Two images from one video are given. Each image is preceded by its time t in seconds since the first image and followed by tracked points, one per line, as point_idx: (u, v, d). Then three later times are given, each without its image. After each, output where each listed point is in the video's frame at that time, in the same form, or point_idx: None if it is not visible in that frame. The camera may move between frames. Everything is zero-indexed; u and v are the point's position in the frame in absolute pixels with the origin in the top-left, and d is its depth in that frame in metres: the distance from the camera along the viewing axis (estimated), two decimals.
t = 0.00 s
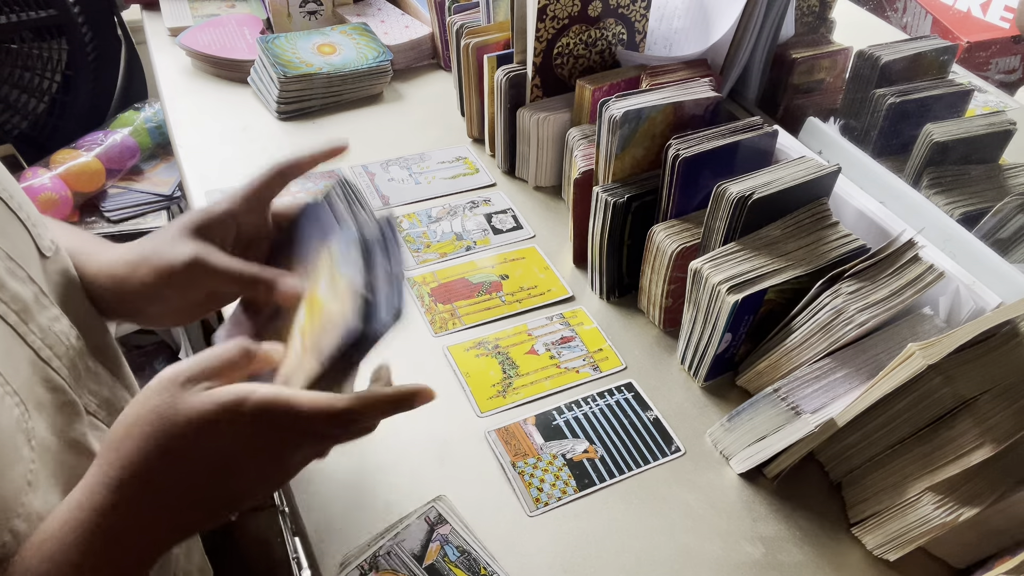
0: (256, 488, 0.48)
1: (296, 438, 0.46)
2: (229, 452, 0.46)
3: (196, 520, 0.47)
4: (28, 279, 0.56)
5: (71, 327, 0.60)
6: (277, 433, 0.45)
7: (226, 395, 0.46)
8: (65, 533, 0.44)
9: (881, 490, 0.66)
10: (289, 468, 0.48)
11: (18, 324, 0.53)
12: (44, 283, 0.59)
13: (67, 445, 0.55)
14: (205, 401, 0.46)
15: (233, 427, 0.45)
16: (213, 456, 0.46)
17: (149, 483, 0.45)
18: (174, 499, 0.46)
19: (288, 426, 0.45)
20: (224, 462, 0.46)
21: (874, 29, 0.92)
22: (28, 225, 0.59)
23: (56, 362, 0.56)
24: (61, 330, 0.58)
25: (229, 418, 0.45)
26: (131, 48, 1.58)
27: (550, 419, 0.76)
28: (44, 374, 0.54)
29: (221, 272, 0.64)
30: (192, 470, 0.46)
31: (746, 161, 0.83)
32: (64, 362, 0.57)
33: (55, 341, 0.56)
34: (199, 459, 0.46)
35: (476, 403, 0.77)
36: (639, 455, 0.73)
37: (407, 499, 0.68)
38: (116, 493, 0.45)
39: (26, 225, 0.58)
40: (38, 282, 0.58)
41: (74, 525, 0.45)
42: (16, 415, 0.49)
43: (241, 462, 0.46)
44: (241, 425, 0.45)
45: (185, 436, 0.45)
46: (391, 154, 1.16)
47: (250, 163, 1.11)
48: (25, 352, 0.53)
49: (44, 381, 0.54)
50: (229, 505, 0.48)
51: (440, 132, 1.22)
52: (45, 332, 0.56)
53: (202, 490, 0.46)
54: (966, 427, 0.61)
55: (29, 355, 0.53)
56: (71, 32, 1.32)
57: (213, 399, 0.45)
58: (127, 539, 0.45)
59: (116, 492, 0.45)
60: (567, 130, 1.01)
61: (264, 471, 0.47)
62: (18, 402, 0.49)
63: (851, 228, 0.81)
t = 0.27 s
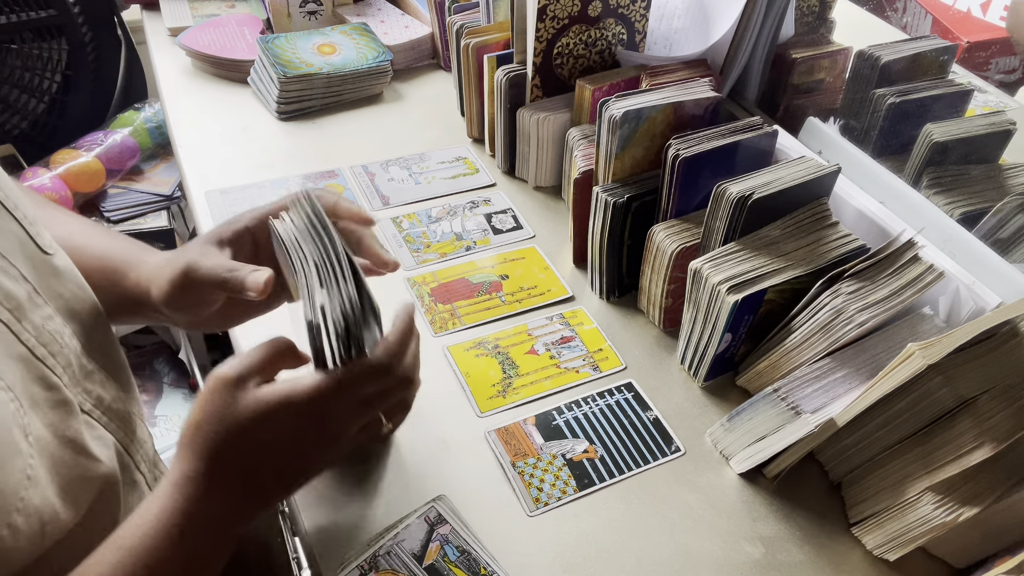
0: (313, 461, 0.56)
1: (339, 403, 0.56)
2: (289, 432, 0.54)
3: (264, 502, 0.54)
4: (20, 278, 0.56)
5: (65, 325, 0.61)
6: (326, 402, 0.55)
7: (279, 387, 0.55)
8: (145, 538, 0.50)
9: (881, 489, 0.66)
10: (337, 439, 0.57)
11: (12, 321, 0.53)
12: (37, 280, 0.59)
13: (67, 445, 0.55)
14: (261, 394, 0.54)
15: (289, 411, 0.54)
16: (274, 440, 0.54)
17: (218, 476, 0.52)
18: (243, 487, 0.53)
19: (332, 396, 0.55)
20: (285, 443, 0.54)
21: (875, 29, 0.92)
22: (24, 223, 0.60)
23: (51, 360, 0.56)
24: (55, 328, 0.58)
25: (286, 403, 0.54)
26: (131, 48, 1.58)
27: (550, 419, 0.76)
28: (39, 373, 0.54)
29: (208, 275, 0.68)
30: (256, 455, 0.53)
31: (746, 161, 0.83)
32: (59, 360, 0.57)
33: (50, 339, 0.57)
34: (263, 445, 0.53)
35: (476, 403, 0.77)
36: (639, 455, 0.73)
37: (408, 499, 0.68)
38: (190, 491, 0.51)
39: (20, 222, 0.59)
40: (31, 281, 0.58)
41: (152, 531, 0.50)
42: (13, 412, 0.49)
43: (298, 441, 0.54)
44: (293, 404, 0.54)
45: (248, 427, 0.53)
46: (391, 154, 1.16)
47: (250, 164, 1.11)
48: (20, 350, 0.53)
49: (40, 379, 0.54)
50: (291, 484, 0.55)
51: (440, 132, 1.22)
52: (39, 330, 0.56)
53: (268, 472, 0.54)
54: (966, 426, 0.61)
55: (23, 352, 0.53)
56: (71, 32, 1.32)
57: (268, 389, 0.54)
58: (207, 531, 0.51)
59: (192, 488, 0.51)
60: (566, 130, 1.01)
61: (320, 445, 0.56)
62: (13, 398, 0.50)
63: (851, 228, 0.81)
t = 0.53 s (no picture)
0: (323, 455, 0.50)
1: (352, 388, 0.50)
2: (310, 417, 0.49)
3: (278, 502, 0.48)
4: (16, 277, 0.57)
5: (63, 324, 0.61)
6: (352, 390, 0.50)
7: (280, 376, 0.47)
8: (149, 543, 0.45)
9: (881, 490, 0.66)
10: (349, 425, 0.51)
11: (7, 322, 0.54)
12: (34, 279, 0.59)
13: (65, 445, 0.55)
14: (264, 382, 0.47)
15: (309, 396, 0.48)
16: (278, 432, 0.47)
17: (221, 475, 0.46)
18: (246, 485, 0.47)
19: (353, 381, 0.50)
20: (294, 432, 0.48)
21: (874, 29, 0.92)
22: (23, 222, 0.60)
23: (47, 360, 0.56)
24: (52, 328, 0.58)
25: (295, 386, 0.47)
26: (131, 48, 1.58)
27: (550, 419, 0.76)
28: (34, 373, 0.54)
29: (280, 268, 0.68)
30: (265, 450, 0.47)
31: (746, 161, 0.83)
32: (55, 360, 0.57)
33: (46, 338, 0.57)
34: (279, 432, 0.47)
35: (476, 403, 0.77)
36: (639, 455, 0.73)
37: (408, 500, 0.68)
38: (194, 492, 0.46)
39: (17, 220, 0.59)
40: (30, 281, 0.59)
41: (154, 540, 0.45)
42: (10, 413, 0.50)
43: (318, 430, 0.49)
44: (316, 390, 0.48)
45: (253, 417, 0.46)
46: (391, 154, 1.16)
47: (250, 164, 1.11)
48: (15, 350, 0.53)
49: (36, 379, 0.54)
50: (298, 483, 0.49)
51: (440, 132, 1.22)
52: (35, 329, 0.56)
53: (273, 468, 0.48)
54: (966, 427, 0.61)
55: (17, 353, 0.53)
56: (71, 32, 1.32)
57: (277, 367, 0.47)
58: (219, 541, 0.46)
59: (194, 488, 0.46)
60: (567, 130, 1.01)
61: (335, 433, 0.50)
62: (9, 398, 0.51)
63: (851, 228, 0.81)
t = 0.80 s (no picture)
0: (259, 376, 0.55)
1: (277, 305, 0.55)
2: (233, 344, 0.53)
3: (232, 428, 0.53)
4: (14, 271, 0.57)
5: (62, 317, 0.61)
6: (270, 305, 0.54)
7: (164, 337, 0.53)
8: (127, 506, 0.49)
9: (881, 490, 0.66)
10: (273, 341, 0.56)
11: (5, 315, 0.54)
12: (31, 273, 0.59)
13: (66, 445, 0.55)
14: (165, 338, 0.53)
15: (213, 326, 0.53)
16: (211, 365, 0.53)
17: (170, 423, 0.51)
18: (194, 421, 0.51)
19: (275, 296, 0.54)
20: (230, 361, 0.53)
21: (874, 29, 0.92)
22: (19, 217, 0.59)
23: (47, 352, 0.56)
24: (51, 321, 0.58)
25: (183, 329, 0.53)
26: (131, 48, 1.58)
27: (550, 419, 0.76)
28: (34, 365, 0.54)
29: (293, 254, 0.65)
30: (202, 381, 0.52)
31: (746, 161, 0.83)
32: (55, 354, 0.57)
33: (46, 331, 0.57)
34: (213, 359, 0.53)
35: (476, 403, 0.77)
36: (639, 455, 0.73)
37: (408, 500, 0.68)
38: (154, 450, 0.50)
39: (13, 216, 0.59)
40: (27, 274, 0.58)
41: (129, 498, 0.49)
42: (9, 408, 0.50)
43: (245, 350, 0.54)
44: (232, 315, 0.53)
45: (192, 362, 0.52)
46: (391, 154, 1.16)
47: (250, 163, 1.11)
48: (15, 343, 0.53)
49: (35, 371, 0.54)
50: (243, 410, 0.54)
51: (440, 132, 1.22)
52: (34, 322, 0.56)
53: (216, 396, 0.53)
54: (966, 427, 0.61)
55: (16, 345, 0.53)
56: (71, 32, 1.32)
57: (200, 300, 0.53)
58: (192, 476, 0.51)
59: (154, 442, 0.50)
60: (567, 130, 1.01)
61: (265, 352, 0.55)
62: (10, 388, 0.51)
63: (851, 228, 0.81)
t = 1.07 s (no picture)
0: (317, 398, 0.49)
1: (350, 330, 0.49)
2: (291, 364, 0.47)
3: (277, 450, 0.48)
4: (20, 269, 0.57)
5: (66, 315, 0.61)
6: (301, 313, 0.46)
7: (219, 335, 0.46)
8: (154, 516, 0.46)
9: (881, 490, 0.66)
10: (337, 360, 0.50)
11: (12, 312, 0.54)
12: (37, 270, 0.60)
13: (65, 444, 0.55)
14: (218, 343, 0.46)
15: (274, 342, 0.46)
16: (265, 382, 0.47)
17: (209, 436, 0.46)
18: (237, 440, 0.47)
19: (348, 321, 0.49)
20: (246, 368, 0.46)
21: (874, 30, 0.93)
22: (24, 215, 0.60)
23: (52, 350, 0.57)
24: (55, 319, 0.58)
25: (244, 334, 0.46)
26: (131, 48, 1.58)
27: (550, 419, 0.76)
28: (41, 363, 0.55)
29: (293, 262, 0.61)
30: (253, 400, 0.46)
31: (746, 161, 0.83)
32: (60, 351, 0.58)
33: (51, 329, 0.57)
34: (268, 378, 0.47)
35: (476, 403, 0.77)
36: (639, 455, 0.73)
37: (408, 500, 0.68)
38: (191, 461, 0.46)
39: (20, 214, 0.59)
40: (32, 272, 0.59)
41: (156, 512, 0.46)
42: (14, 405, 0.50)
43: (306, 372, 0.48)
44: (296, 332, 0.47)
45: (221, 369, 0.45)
46: (391, 154, 1.16)
47: (250, 163, 1.11)
48: (21, 340, 0.54)
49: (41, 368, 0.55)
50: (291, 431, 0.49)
51: (440, 132, 1.22)
52: (40, 320, 0.56)
53: (269, 418, 0.47)
54: (966, 427, 0.61)
55: (24, 342, 0.54)
56: (70, 32, 1.32)
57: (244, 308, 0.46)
58: (226, 496, 0.47)
59: (190, 452, 0.46)
60: (567, 130, 1.01)
61: (324, 373, 0.49)
62: (16, 388, 0.51)
63: (851, 228, 0.81)
